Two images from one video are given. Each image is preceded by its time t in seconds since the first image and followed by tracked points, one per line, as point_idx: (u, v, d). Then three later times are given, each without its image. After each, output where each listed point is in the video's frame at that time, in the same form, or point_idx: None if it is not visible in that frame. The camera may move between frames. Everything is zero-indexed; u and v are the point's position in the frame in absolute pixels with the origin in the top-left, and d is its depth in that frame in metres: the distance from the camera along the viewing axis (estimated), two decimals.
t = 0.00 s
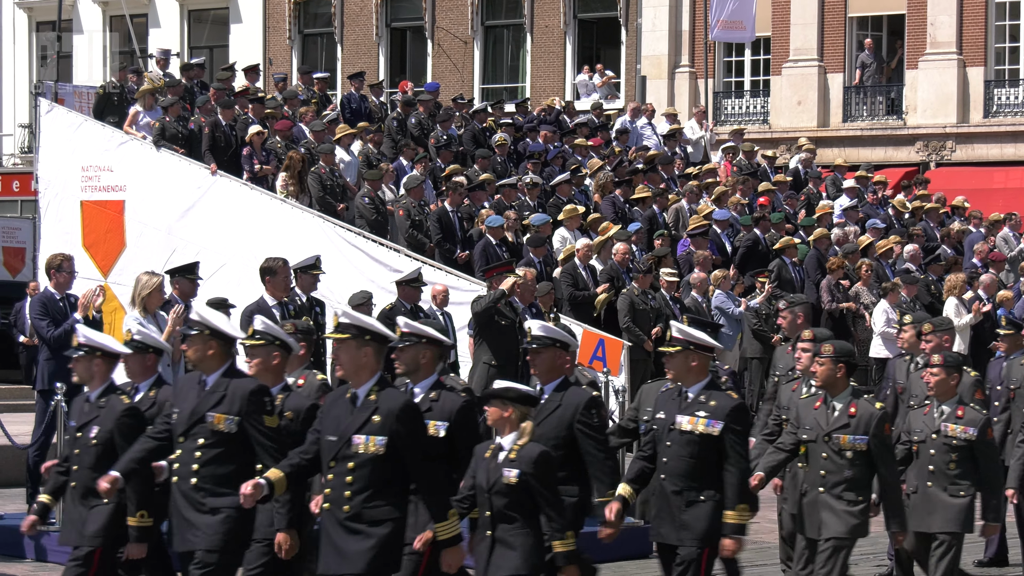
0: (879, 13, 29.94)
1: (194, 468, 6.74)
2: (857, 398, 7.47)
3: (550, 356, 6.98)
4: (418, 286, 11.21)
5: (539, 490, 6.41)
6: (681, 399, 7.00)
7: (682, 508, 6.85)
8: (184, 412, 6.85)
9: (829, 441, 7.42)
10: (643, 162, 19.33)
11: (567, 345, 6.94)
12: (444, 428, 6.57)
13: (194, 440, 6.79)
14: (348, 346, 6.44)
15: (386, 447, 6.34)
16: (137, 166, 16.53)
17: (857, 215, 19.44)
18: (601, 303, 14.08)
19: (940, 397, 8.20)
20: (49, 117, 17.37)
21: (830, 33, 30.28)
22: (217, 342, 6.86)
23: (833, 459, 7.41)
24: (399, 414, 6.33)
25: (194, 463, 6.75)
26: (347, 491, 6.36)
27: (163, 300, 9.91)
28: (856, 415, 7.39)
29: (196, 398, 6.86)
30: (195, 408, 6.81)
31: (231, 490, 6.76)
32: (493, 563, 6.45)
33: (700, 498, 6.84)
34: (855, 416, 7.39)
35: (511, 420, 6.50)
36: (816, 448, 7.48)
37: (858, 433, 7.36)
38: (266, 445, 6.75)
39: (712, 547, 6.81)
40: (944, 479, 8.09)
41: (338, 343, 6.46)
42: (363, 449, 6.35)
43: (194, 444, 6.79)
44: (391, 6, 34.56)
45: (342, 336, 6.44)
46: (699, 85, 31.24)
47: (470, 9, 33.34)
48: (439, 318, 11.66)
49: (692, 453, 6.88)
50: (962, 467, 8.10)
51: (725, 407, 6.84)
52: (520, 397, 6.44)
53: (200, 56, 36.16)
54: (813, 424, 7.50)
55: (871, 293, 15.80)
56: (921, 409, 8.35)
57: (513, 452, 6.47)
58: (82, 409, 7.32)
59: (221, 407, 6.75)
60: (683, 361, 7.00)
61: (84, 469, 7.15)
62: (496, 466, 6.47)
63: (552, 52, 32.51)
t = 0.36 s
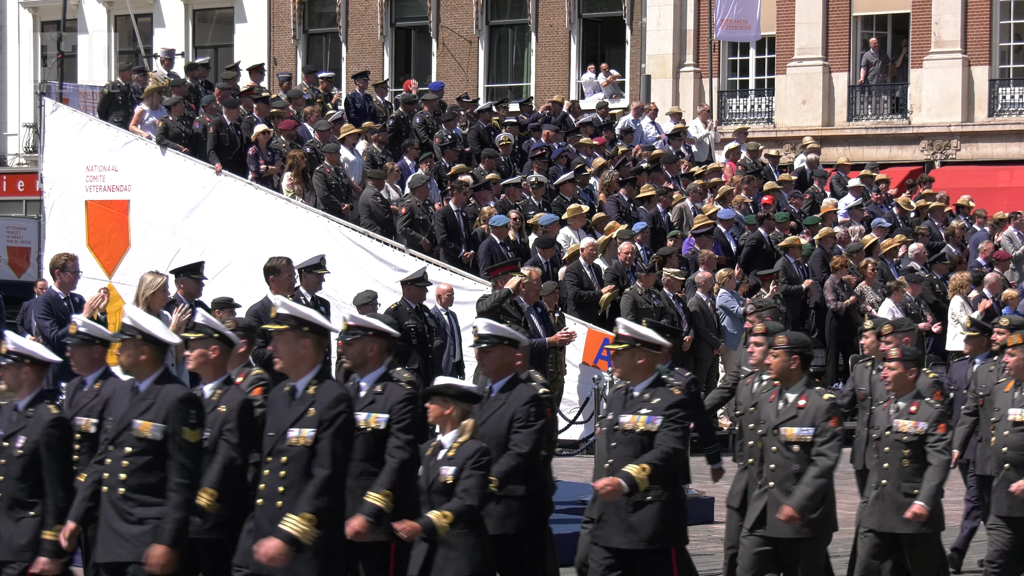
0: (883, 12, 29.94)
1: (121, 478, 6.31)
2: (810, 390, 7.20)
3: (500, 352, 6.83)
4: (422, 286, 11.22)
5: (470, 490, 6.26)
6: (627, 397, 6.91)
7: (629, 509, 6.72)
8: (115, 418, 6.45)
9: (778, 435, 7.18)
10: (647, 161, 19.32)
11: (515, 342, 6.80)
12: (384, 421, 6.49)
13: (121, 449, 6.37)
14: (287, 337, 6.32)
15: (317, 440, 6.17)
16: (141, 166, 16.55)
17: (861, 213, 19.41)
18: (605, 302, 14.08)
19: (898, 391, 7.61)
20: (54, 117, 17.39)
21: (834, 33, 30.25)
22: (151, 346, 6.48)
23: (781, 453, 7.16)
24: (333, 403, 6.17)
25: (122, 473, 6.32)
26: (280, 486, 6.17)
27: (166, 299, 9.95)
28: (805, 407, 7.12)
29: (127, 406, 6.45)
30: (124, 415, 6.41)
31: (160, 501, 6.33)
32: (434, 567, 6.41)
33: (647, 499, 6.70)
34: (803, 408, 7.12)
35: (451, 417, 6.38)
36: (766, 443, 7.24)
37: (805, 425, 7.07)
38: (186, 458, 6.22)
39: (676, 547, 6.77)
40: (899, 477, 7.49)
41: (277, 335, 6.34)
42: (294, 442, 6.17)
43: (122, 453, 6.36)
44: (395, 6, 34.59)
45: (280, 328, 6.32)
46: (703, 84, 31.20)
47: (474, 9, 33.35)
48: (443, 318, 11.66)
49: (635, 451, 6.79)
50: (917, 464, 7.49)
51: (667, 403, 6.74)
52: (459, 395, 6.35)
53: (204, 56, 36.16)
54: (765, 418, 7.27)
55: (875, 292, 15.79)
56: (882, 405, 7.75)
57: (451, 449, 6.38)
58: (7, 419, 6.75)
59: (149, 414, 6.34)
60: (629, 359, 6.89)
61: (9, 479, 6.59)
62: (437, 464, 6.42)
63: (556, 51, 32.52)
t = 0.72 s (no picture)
0: (887, 11, 29.92)
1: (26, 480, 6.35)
2: (744, 393, 7.28)
3: (421, 349, 6.82)
4: (425, 285, 11.21)
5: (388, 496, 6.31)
6: (552, 396, 7.05)
7: (552, 509, 6.92)
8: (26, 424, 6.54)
9: (712, 439, 7.28)
10: (649, 160, 19.32)
11: (438, 339, 6.79)
12: (309, 425, 6.82)
13: (28, 455, 6.42)
14: (190, 343, 6.34)
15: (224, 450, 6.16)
16: (144, 165, 16.56)
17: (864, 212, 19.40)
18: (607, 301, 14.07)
19: (833, 391, 7.56)
20: (57, 116, 17.43)
21: (837, 32, 30.23)
22: (58, 349, 6.57)
23: (715, 457, 7.25)
24: (239, 413, 6.19)
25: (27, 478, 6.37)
26: (184, 498, 6.15)
27: (168, 298, 9.97)
28: (740, 411, 7.22)
29: (36, 411, 6.52)
30: (31, 420, 6.50)
31: (69, 507, 6.33)
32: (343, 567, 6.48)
33: (572, 499, 6.92)
34: (739, 411, 7.22)
35: (369, 418, 6.43)
36: (701, 448, 7.33)
37: (740, 430, 7.19)
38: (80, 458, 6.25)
39: (587, 549, 6.90)
40: (836, 478, 7.46)
41: (179, 341, 6.36)
42: (198, 452, 6.16)
43: (30, 459, 6.42)
44: (398, 4, 34.56)
45: (184, 334, 6.34)
46: (706, 82, 31.18)
47: (477, 8, 33.30)
48: (446, 316, 11.61)
49: (562, 451, 6.94)
50: (852, 464, 7.47)
51: (596, 403, 6.90)
52: (378, 395, 6.37)
53: (207, 55, 36.18)
54: (700, 423, 7.36)
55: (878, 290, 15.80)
56: (816, 406, 7.71)
57: (370, 452, 6.42)
58: None
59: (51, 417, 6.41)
60: (552, 356, 7.05)
61: None
62: (353, 466, 6.44)
63: (559, 50, 32.51)
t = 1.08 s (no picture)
0: (889, 10, 29.90)
1: None
2: (690, 405, 6.93)
3: (361, 356, 6.74)
4: (427, 285, 11.22)
5: (322, 505, 6.16)
6: (484, 406, 6.63)
7: (483, 523, 6.47)
8: None
9: (661, 451, 6.85)
10: (652, 160, 19.32)
11: (380, 347, 6.72)
12: (240, 439, 6.69)
13: None
14: (101, 348, 5.91)
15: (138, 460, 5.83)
16: (147, 166, 16.56)
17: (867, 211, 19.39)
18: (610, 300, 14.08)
19: (780, 400, 7.20)
20: (59, 117, 17.43)
21: (839, 31, 30.24)
22: None
23: (664, 471, 6.84)
24: (151, 422, 5.85)
25: None
26: (98, 507, 5.83)
27: (170, 299, 9.98)
28: (690, 423, 6.84)
29: None
30: None
31: None
32: None
33: (502, 512, 6.46)
34: (688, 423, 6.84)
35: (294, 431, 6.23)
36: (646, 458, 6.90)
37: (691, 443, 6.81)
38: None
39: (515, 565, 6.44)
40: (781, 491, 7.14)
41: (90, 347, 5.93)
42: (114, 461, 5.83)
43: None
44: (400, 5, 34.58)
45: (94, 339, 5.90)
46: (709, 82, 31.18)
47: (479, 8, 33.29)
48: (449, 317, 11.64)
49: (492, 464, 6.50)
50: (801, 477, 7.15)
51: (528, 414, 6.48)
52: (301, 408, 6.19)
53: (209, 55, 36.20)
54: (644, 433, 6.95)
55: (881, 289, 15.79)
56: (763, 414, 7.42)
57: (296, 465, 6.20)
58: None
59: None
60: (484, 365, 6.64)
61: None
62: (279, 481, 6.22)
63: (561, 49, 32.51)
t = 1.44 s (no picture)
0: (890, 10, 29.90)
1: None
2: (630, 397, 6.68)
3: (302, 357, 6.53)
4: (427, 286, 11.21)
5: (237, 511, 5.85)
6: (417, 406, 6.43)
7: (418, 528, 6.22)
8: None
9: (597, 446, 6.64)
10: (653, 161, 19.32)
11: (321, 347, 6.53)
12: (158, 432, 6.20)
13: None
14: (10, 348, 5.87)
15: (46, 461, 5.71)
16: (148, 167, 16.55)
17: (869, 212, 19.37)
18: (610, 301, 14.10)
19: (726, 398, 7.02)
20: (60, 119, 17.43)
21: (840, 31, 30.22)
22: None
23: (601, 466, 6.61)
24: (60, 420, 5.76)
25: None
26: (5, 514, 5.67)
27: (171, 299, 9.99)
28: (624, 416, 6.59)
29: None
30: None
31: None
32: None
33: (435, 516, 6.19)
34: (623, 417, 6.59)
35: (224, 429, 6.03)
36: (585, 454, 6.69)
37: (624, 436, 6.56)
38: None
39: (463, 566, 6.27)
40: (725, 489, 6.93)
41: None
42: (22, 465, 5.70)
43: None
44: (401, 6, 34.60)
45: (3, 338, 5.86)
46: (710, 82, 31.22)
47: (480, 9, 33.31)
48: (449, 317, 11.61)
49: (422, 465, 6.28)
50: (743, 475, 6.91)
51: (455, 411, 6.25)
52: (231, 404, 6.01)
53: (210, 57, 36.23)
54: (584, 428, 6.73)
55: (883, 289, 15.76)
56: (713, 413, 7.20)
57: (223, 464, 5.96)
58: None
59: None
60: (418, 366, 6.43)
61: None
62: (206, 480, 5.99)
63: (561, 50, 32.50)
